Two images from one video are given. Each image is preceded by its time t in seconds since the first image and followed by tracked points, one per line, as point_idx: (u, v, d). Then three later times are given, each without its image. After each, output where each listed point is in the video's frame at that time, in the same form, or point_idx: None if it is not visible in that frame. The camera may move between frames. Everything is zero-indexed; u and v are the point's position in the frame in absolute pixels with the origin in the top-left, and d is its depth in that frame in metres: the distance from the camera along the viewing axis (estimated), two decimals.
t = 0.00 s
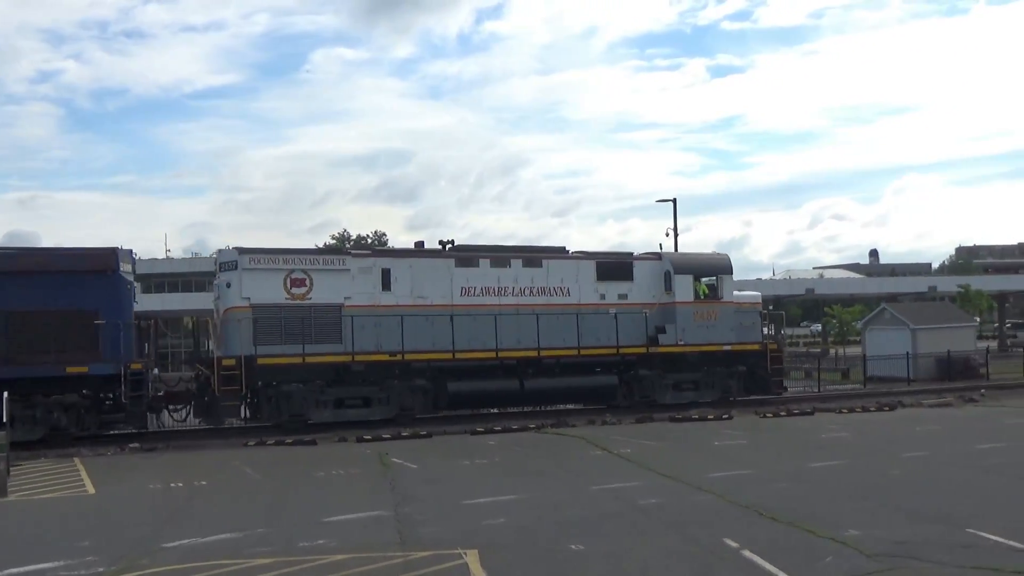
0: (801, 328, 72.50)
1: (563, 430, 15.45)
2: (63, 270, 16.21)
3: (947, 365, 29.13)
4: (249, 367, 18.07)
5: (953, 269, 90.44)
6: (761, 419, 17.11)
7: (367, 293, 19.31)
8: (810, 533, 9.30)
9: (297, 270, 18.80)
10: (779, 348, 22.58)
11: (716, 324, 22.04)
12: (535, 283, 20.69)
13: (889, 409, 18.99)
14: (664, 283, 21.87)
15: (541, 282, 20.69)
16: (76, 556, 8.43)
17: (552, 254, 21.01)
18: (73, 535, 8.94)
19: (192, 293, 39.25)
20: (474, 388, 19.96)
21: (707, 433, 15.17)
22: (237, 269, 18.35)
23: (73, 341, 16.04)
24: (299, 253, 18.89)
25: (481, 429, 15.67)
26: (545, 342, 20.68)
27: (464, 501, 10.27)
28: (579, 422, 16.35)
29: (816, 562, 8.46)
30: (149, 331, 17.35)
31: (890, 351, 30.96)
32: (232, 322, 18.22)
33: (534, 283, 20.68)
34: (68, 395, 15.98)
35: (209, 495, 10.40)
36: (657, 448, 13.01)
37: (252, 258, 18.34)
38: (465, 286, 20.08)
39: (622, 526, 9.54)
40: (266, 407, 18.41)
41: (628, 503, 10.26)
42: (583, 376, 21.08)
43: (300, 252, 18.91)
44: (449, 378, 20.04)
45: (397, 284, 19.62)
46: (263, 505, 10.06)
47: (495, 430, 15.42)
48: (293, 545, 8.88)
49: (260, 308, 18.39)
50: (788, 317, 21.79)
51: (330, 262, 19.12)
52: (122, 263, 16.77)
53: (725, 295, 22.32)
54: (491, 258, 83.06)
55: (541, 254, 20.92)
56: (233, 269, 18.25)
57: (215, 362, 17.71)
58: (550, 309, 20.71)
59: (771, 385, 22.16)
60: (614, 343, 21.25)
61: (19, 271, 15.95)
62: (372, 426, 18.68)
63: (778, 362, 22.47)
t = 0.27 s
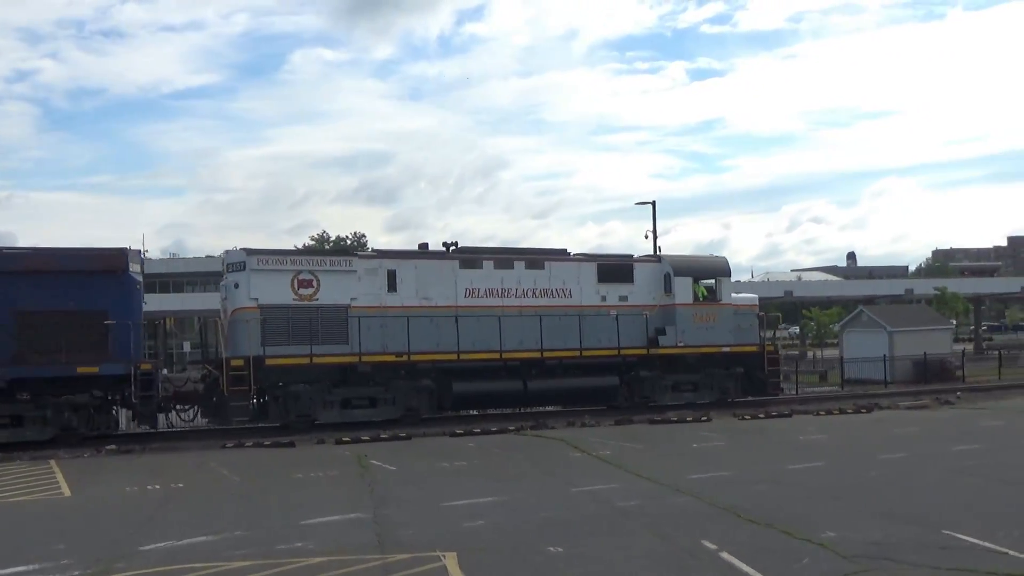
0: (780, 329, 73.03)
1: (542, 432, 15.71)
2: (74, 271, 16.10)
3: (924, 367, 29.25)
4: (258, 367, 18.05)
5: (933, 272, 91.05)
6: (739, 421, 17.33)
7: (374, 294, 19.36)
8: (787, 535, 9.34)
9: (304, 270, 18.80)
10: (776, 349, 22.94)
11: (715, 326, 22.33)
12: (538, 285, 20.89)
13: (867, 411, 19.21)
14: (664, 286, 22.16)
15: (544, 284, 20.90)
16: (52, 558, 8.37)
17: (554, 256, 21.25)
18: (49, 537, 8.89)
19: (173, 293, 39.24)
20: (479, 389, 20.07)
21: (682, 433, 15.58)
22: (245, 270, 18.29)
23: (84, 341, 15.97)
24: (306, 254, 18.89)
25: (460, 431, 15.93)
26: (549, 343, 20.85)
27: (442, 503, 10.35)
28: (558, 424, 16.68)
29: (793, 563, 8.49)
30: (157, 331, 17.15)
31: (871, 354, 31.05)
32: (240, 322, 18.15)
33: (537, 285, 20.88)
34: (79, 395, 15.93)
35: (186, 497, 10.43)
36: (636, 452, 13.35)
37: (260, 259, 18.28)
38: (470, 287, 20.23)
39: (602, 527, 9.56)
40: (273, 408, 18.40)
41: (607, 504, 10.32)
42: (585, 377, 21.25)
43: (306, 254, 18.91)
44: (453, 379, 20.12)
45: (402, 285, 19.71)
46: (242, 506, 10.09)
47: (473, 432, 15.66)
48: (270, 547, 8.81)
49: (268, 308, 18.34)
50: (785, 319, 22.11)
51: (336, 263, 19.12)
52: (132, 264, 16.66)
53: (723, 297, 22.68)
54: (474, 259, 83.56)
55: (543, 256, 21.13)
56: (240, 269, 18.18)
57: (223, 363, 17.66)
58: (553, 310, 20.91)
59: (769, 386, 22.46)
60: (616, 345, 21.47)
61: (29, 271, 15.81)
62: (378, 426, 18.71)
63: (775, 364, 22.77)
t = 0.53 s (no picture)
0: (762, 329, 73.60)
1: (522, 433, 15.89)
2: (81, 270, 15.95)
3: (898, 368, 29.39)
4: (264, 367, 18.27)
5: (913, 272, 91.84)
6: (716, 422, 17.41)
7: (378, 294, 19.59)
8: (763, 535, 9.37)
9: (309, 271, 19.01)
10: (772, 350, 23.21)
11: (712, 327, 22.57)
12: (538, 285, 21.16)
13: (844, 412, 19.34)
14: (662, 286, 22.39)
15: (544, 284, 21.16)
16: (25, 561, 8.30)
17: (554, 257, 21.51)
18: (23, 539, 8.82)
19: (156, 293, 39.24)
20: (481, 388, 20.29)
21: (659, 433, 15.77)
22: (252, 270, 18.55)
23: (92, 341, 15.84)
24: (311, 254, 19.11)
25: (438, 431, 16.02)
26: (549, 343, 21.10)
27: (421, 504, 10.38)
28: (535, 425, 16.80)
29: (769, 563, 8.50)
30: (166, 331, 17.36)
31: (845, 355, 31.68)
32: (246, 322, 18.44)
33: (538, 285, 21.14)
34: (88, 394, 15.82)
35: (160, 498, 10.39)
36: (613, 453, 13.46)
37: (267, 259, 18.53)
38: (472, 288, 20.48)
39: (578, 528, 9.58)
40: (279, 408, 18.56)
41: (585, 506, 10.36)
42: (585, 377, 21.49)
43: (311, 254, 19.13)
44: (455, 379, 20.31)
45: (406, 286, 19.93)
46: (219, 507, 10.07)
47: (452, 433, 15.77)
48: (247, 549, 8.74)
49: (275, 308, 18.60)
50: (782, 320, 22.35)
51: (341, 263, 19.35)
52: (139, 263, 16.53)
53: (720, 298, 22.87)
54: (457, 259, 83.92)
55: (544, 256, 21.39)
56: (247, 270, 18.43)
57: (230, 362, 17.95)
58: (554, 311, 21.18)
59: (765, 386, 22.74)
60: (615, 345, 21.73)
61: (37, 271, 15.66)
62: (383, 425, 18.87)
63: (771, 364, 23.03)
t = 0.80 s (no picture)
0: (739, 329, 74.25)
1: (501, 432, 16.00)
2: (90, 272, 15.97)
3: (876, 366, 29.52)
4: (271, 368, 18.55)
5: (889, 271, 92.64)
6: (694, 420, 17.50)
7: (383, 295, 20.01)
8: (741, 532, 9.43)
9: (315, 273, 19.38)
10: (766, 348, 23.84)
11: (708, 326, 23.22)
12: (539, 286, 21.67)
13: (820, 409, 19.54)
14: (660, 286, 23.03)
15: (545, 285, 21.66)
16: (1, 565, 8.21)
17: (554, 258, 22.02)
18: None
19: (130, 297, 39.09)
20: (485, 387, 20.74)
21: (636, 433, 15.84)
22: (258, 272, 18.89)
23: (101, 343, 15.85)
24: (318, 256, 19.48)
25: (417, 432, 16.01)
26: (551, 343, 21.60)
27: (399, 505, 10.39)
28: (514, 425, 16.81)
29: (750, 561, 8.48)
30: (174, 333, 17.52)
31: (822, 353, 31.80)
32: (254, 323, 18.73)
33: (538, 286, 21.64)
34: (97, 396, 15.82)
35: (138, 501, 10.32)
36: (591, 453, 13.50)
37: (274, 262, 18.89)
38: (475, 288, 20.95)
39: (557, 529, 9.56)
40: (286, 409, 18.81)
41: (564, 505, 10.41)
42: (584, 376, 22.01)
43: (317, 256, 19.51)
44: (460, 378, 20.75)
45: (410, 287, 20.37)
46: (198, 510, 10.02)
47: (432, 433, 15.81)
48: (226, 552, 8.69)
49: (281, 310, 18.94)
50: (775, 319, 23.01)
51: (347, 264, 19.72)
52: (148, 265, 16.50)
53: (716, 297, 23.50)
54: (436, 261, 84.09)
55: (544, 257, 21.90)
56: (254, 272, 18.76)
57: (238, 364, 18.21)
58: (555, 311, 21.69)
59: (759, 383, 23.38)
60: (615, 344, 22.28)
61: (47, 274, 15.72)
62: (389, 424, 19.18)
63: (765, 362, 23.67)
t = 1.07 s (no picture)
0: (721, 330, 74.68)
1: (481, 433, 16.00)
2: (102, 274, 16.46)
3: (853, 366, 29.74)
4: (279, 367, 18.67)
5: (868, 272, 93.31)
6: (673, 420, 17.58)
7: (388, 295, 20.10)
8: (722, 532, 9.44)
9: (322, 273, 19.45)
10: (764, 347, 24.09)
11: (708, 325, 23.45)
12: (542, 286, 21.80)
13: (799, 409, 19.64)
14: (660, 286, 23.22)
15: (547, 285, 21.80)
16: None
17: (556, 258, 22.15)
18: None
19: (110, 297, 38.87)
20: (490, 386, 20.88)
21: (617, 432, 15.89)
22: (266, 272, 18.96)
23: (112, 343, 16.33)
24: (324, 256, 19.55)
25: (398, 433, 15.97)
26: (554, 342, 21.74)
27: (379, 506, 10.35)
28: (494, 426, 16.84)
29: (731, 561, 8.48)
30: (185, 332, 17.65)
31: (800, 353, 32.05)
32: (262, 323, 18.88)
33: (541, 286, 21.78)
34: (108, 395, 16.22)
35: (115, 503, 10.22)
36: (570, 453, 13.52)
37: (282, 262, 18.95)
38: (479, 288, 21.08)
39: (538, 529, 9.56)
40: (293, 407, 18.91)
41: (545, 506, 10.40)
42: (586, 375, 22.19)
43: (324, 256, 19.58)
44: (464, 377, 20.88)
45: (415, 287, 20.47)
46: (175, 511, 9.93)
47: (412, 433, 15.77)
48: (205, 554, 8.62)
49: (289, 310, 19.03)
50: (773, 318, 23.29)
51: (353, 264, 19.82)
52: (157, 267, 17.03)
53: (714, 297, 23.78)
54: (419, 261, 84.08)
55: (546, 257, 22.04)
56: (262, 272, 18.84)
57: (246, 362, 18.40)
58: (558, 310, 21.84)
59: (757, 382, 23.61)
60: (616, 343, 22.46)
61: (60, 275, 16.22)
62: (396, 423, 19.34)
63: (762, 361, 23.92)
